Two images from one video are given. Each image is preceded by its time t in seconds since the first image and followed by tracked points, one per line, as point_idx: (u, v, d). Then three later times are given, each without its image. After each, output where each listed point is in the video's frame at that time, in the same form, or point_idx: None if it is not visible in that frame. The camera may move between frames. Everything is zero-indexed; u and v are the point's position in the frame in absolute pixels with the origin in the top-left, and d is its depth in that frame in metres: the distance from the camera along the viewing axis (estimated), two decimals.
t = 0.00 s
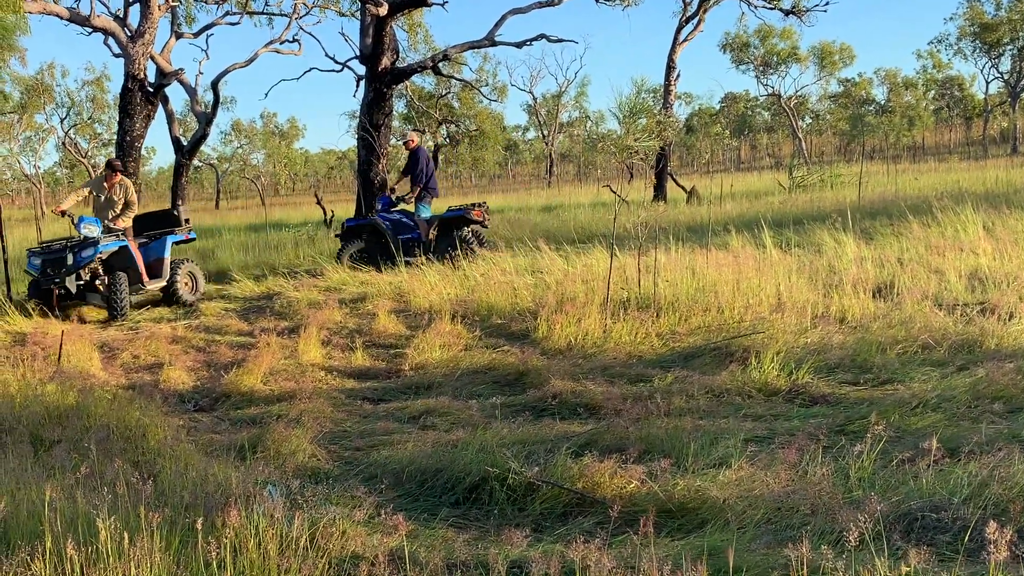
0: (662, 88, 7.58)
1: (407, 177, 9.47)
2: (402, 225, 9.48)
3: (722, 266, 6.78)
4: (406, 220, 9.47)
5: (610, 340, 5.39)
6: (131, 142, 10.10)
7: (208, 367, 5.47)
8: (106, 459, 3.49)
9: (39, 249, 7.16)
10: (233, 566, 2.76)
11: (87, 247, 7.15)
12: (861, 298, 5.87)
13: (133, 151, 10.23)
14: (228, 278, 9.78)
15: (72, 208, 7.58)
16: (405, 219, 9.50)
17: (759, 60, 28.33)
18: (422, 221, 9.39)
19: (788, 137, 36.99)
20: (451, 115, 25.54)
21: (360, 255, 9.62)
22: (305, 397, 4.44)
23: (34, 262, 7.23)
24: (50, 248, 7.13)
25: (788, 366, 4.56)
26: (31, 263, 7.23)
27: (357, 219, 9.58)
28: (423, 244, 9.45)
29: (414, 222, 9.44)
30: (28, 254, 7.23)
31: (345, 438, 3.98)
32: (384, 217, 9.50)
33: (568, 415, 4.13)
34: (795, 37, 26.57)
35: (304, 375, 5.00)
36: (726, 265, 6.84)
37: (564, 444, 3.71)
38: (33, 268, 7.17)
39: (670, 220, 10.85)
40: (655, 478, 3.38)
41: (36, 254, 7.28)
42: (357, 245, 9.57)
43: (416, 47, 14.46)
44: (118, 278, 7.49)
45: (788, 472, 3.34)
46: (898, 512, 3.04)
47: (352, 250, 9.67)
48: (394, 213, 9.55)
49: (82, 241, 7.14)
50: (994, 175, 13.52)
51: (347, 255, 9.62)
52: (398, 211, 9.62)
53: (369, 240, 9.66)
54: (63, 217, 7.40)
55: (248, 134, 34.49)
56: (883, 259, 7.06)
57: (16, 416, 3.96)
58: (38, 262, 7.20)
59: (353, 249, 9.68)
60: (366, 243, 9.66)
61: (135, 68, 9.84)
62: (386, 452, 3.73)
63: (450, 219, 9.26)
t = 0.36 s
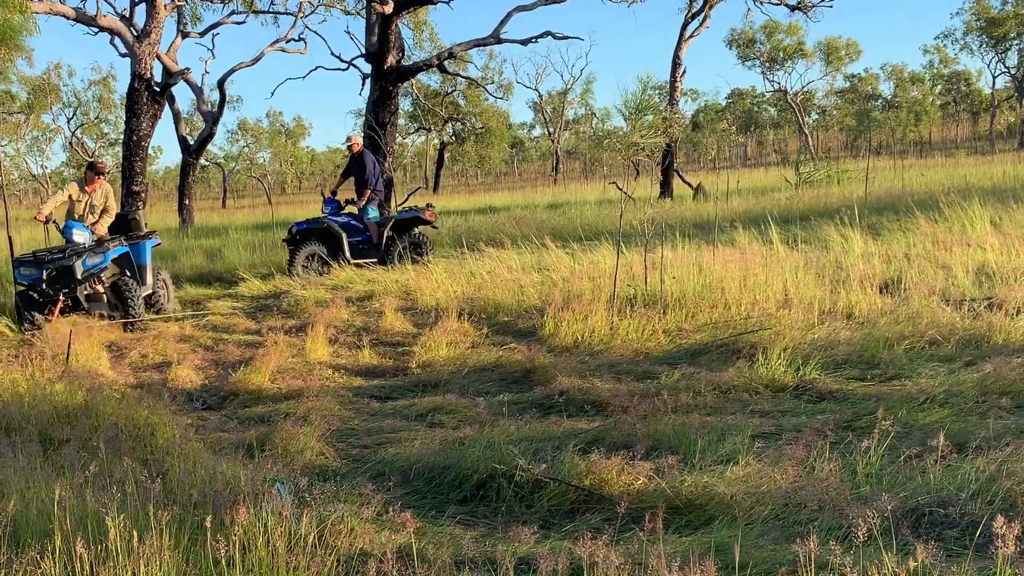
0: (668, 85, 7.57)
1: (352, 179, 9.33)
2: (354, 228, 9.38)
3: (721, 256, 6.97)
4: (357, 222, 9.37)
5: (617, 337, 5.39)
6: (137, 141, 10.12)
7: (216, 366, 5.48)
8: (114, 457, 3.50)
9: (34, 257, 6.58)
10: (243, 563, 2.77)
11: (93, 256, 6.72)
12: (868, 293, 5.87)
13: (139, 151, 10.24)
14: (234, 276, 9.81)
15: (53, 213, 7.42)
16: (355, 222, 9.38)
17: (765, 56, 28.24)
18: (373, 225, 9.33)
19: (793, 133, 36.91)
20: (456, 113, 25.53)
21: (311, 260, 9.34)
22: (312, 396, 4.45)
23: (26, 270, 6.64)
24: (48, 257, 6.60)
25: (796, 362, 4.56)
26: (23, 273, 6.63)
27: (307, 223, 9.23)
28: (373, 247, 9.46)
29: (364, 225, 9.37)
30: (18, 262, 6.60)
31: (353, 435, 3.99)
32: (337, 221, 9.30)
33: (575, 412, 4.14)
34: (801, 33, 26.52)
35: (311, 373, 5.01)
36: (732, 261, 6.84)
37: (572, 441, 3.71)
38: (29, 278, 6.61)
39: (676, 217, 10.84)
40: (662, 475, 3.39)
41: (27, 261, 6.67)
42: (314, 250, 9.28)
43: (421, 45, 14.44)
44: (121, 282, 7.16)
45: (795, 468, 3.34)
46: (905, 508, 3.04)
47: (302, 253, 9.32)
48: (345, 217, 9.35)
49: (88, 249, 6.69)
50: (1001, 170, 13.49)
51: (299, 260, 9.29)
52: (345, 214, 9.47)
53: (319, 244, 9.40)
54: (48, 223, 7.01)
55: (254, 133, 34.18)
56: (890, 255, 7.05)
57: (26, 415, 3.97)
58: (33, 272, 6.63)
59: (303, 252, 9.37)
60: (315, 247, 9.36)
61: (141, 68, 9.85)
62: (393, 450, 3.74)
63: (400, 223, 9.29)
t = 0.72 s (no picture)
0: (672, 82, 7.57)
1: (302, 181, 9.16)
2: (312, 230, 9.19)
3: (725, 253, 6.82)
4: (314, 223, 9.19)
5: (621, 335, 5.39)
6: (140, 140, 10.12)
7: (219, 364, 5.49)
8: (118, 455, 3.50)
9: (71, 257, 6.12)
10: (247, 561, 2.77)
11: (135, 253, 6.43)
12: (872, 291, 5.87)
13: (142, 150, 10.25)
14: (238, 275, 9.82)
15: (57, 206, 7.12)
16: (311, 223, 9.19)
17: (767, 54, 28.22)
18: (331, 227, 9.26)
19: (795, 132, 36.88)
20: (459, 111, 25.53)
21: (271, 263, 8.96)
22: (316, 394, 4.46)
23: (60, 272, 6.14)
24: (86, 256, 6.17)
25: (799, 360, 4.56)
26: (58, 274, 6.11)
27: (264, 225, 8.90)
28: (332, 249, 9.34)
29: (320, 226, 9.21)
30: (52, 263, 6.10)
31: (356, 433, 3.99)
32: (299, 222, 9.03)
33: (579, 410, 4.14)
34: (804, 31, 26.49)
35: (314, 372, 5.02)
36: (735, 259, 6.84)
37: (575, 439, 3.71)
38: (66, 280, 6.11)
39: (680, 214, 10.84)
40: (666, 472, 3.39)
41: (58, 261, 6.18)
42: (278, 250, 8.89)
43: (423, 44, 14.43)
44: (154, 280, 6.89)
45: (799, 467, 3.34)
46: (909, 506, 3.04)
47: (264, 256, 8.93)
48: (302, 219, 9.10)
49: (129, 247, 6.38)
50: (1005, 168, 13.47)
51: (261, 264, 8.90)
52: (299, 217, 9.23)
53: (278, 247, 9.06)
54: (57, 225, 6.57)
55: (256, 133, 34.27)
56: (893, 253, 7.05)
57: (30, 412, 3.97)
58: (68, 273, 6.14)
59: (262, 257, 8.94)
60: (275, 249, 9.02)
61: (144, 66, 9.85)
62: (397, 448, 3.74)
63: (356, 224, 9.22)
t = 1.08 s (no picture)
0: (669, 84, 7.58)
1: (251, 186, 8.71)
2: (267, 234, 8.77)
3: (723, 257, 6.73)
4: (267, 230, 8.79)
5: (619, 336, 5.40)
6: (138, 144, 10.11)
7: (218, 368, 5.48)
8: (117, 459, 3.50)
9: (131, 259, 5.76)
10: (247, 565, 2.77)
11: (189, 253, 6.36)
12: (869, 291, 5.88)
13: (140, 154, 10.24)
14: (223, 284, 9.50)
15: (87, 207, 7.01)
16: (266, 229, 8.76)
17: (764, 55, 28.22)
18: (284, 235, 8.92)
19: (792, 131, 36.88)
20: (457, 113, 25.53)
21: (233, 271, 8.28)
22: (314, 397, 4.46)
23: (119, 274, 5.73)
24: (146, 257, 5.86)
25: (797, 360, 4.57)
26: (116, 278, 5.72)
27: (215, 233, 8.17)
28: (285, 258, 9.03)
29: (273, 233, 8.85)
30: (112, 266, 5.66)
31: (355, 436, 4.00)
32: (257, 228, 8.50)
33: (578, 411, 4.14)
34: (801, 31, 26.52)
35: (313, 374, 5.02)
36: (733, 260, 6.85)
37: (574, 440, 3.71)
38: (125, 284, 5.75)
39: (677, 216, 10.84)
40: (664, 473, 3.39)
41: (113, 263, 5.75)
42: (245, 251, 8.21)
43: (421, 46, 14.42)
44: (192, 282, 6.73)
45: (797, 467, 3.34)
46: (908, 506, 3.05)
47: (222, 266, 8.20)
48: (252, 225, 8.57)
49: (183, 247, 6.25)
50: (1001, 167, 13.49)
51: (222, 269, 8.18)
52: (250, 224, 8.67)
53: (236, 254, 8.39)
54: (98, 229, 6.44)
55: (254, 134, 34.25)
56: (890, 253, 7.06)
57: (29, 417, 3.98)
58: (124, 276, 5.77)
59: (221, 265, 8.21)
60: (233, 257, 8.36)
61: (141, 70, 9.85)
62: (395, 451, 3.74)
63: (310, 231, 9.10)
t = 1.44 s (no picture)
0: (662, 88, 7.58)
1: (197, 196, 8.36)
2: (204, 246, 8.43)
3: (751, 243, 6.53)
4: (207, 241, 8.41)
5: (615, 338, 5.40)
6: (133, 150, 10.09)
7: (214, 374, 5.47)
8: (113, 467, 3.50)
9: (220, 264, 5.48)
10: (243, 571, 2.77)
11: (271, 257, 5.99)
12: (865, 292, 5.89)
13: (134, 160, 10.21)
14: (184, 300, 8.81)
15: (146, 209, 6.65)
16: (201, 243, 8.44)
17: (758, 56, 28.22)
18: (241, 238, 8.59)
19: (788, 131, 36.89)
20: (451, 116, 25.51)
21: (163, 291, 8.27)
22: (310, 402, 4.45)
23: (209, 279, 5.49)
24: (234, 261, 5.59)
25: (793, 361, 4.57)
26: (202, 283, 5.46)
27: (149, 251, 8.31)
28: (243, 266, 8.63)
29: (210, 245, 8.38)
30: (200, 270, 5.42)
31: (351, 441, 4.00)
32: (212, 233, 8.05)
33: (574, 414, 4.14)
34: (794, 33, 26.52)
35: (309, 380, 5.02)
36: (728, 261, 6.85)
37: (571, 444, 3.71)
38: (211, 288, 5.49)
39: (672, 219, 10.85)
40: (661, 476, 3.40)
41: (202, 268, 5.51)
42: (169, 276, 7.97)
43: (416, 49, 14.39)
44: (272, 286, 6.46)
45: (794, 468, 3.35)
46: (904, 506, 3.06)
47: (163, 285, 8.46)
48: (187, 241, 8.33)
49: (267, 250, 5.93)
50: (995, 167, 13.52)
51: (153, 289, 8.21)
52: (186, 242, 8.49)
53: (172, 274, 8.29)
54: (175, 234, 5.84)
55: (249, 138, 34.21)
56: (885, 253, 7.07)
57: (25, 425, 3.97)
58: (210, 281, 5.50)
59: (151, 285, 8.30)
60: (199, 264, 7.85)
61: (135, 76, 9.82)
62: (392, 455, 3.74)
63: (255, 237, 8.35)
